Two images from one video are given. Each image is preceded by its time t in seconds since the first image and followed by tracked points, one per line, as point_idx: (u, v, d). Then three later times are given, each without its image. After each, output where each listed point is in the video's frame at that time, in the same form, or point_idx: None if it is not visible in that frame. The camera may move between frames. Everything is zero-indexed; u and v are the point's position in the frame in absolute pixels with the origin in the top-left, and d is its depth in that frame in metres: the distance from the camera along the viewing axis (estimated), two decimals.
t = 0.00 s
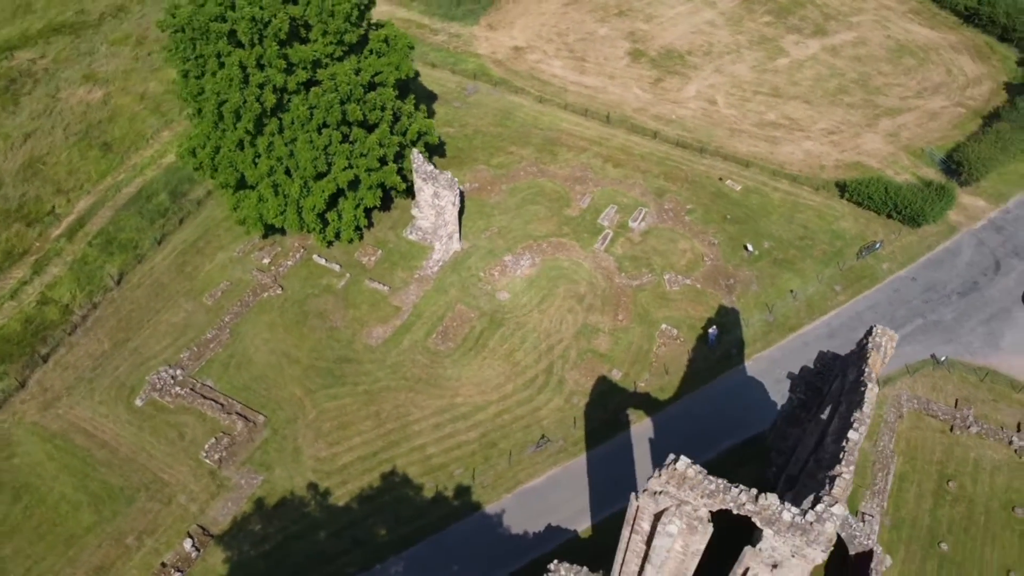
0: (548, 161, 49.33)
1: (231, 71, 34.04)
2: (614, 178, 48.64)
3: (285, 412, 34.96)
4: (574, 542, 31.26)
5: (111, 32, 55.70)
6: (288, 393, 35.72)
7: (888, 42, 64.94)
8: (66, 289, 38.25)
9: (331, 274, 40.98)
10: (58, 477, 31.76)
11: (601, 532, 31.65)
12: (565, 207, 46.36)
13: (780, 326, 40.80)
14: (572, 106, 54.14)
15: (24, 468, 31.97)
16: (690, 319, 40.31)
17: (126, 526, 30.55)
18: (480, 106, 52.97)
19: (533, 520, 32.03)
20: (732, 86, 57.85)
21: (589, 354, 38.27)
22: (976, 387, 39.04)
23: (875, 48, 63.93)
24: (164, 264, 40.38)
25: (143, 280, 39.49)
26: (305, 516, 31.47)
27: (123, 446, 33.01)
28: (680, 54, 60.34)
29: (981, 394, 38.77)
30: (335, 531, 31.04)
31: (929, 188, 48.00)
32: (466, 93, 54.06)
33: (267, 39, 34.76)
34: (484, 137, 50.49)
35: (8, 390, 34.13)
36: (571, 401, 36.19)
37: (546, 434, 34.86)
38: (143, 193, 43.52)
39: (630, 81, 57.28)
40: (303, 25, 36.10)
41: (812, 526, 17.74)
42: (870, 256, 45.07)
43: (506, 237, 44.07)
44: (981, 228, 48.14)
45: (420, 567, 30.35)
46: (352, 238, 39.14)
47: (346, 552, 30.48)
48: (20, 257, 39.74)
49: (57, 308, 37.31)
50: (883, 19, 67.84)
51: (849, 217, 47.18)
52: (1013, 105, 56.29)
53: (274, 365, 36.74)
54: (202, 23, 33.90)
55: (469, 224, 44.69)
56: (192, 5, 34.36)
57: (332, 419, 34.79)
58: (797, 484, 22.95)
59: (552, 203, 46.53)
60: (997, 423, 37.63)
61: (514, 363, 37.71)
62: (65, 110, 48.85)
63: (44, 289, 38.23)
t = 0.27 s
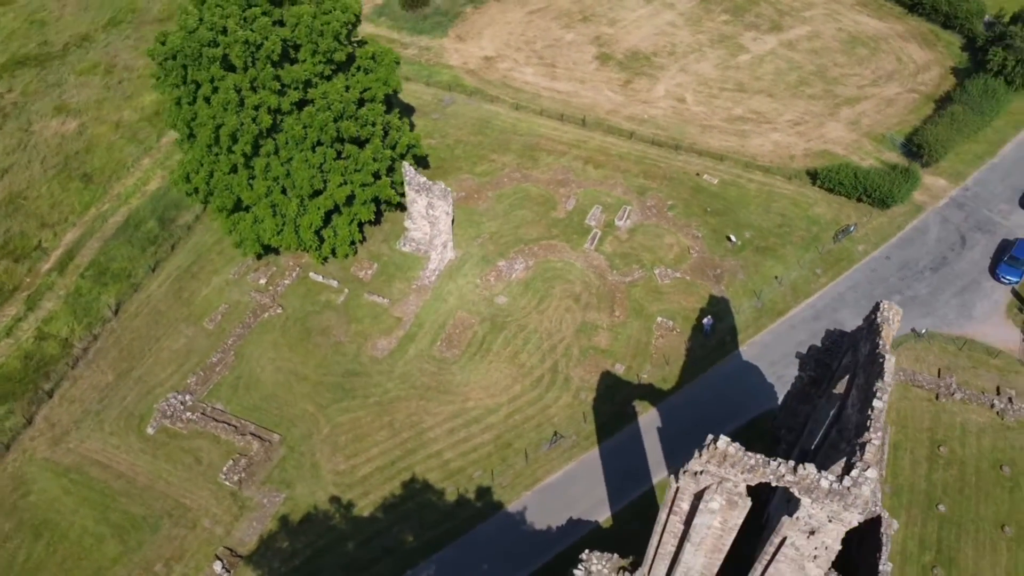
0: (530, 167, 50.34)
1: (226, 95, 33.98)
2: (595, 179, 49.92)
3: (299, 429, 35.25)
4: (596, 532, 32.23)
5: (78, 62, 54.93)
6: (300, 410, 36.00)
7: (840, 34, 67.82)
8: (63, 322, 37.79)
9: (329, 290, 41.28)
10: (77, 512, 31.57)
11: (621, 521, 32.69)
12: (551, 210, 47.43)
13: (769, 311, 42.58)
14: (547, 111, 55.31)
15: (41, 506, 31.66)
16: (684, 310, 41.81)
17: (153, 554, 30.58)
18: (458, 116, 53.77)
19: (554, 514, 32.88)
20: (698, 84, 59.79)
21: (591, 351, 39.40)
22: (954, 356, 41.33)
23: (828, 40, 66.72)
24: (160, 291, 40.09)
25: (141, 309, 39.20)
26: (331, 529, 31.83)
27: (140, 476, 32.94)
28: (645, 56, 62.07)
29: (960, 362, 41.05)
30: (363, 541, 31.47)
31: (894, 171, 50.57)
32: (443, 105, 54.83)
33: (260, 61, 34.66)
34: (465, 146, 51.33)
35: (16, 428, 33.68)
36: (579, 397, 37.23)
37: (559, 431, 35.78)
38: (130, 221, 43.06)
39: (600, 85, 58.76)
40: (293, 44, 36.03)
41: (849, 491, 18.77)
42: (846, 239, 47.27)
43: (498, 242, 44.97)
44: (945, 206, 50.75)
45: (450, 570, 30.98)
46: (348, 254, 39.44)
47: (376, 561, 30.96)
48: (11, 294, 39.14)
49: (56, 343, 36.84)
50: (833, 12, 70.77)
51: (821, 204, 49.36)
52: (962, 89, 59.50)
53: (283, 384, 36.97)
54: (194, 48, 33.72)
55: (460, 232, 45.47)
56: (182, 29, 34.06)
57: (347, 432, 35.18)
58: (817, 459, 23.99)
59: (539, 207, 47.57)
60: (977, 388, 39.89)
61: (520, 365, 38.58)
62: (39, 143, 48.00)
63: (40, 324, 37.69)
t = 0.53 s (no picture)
0: (514, 173, 51.39)
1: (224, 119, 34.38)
2: (579, 182, 51.24)
3: (315, 443, 35.71)
4: (615, 522, 33.44)
5: (50, 93, 54.27)
6: (314, 425, 36.44)
7: (797, 31, 70.60)
8: (66, 354, 37.55)
9: (330, 306, 41.74)
10: (102, 542, 31.63)
11: (638, 509, 33.97)
12: (540, 215, 48.60)
13: (756, 300, 44.48)
14: (526, 119, 56.48)
15: (64, 539, 31.61)
16: (677, 303, 43.40)
17: None
18: (439, 128, 54.60)
19: (574, 509, 33.99)
20: (668, 85, 61.66)
21: (593, 348, 40.63)
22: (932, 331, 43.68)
23: (786, 38, 69.41)
24: (161, 317, 40.00)
25: (143, 336, 39.09)
26: (358, 539, 32.41)
27: (162, 501, 33.10)
28: (615, 60, 63.73)
29: (938, 337, 43.39)
30: (390, 548, 32.12)
31: (862, 159, 53.08)
32: (423, 118, 55.62)
33: (257, 84, 35.10)
34: (449, 157, 52.21)
35: (30, 464, 33.48)
36: (586, 394, 38.42)
37: (569, 428, 36.92)
38: (123, 249, 42.86)
39: (574, 90, 60.20)
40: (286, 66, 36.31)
41: (874, 459, 20.09)
42: (822, 227, 49.50)
43: (491, 249, 45.98)
44: (910, 190, 53.44)
45: (478, 569, 31.84)
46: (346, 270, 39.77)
47: (406, 566, 31.64)
48: (9, 330, 38.75)
49: (62, 375, 36.63)
50: (788, 10, 73.58)
51: (796, 194, 51.58)
52: (915, 78, 62.62)
53: (294, 401, 37.35)
54: (191, 75, 34.18)
55: (453, 240, 46.34)
56: (178, 56, 34.56)
57: (364, 443, 35.76)
58: (830, 434, 25.47)
59: (527, 212, 48.68)
60: (956, 360, 42.23)
61: (526, 367, 39.64)
62: (20, 177, 47.40)
63: (42, 358, 37.38)
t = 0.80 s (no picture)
0: (501, 182, 52.48)
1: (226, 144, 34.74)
2: (565, 187, 52.53)
3: (334, 457, 36.25)
4: (633, 513, 34.68)
5: (27, 124, 53.63)
6: (330, 439, 36.99)
7: (758, 31, 73.16)
8: (74, 384, 37.36)
9: (334, 322, 42.26)
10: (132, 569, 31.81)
11: (654, 499, 35.30)
12: (530, 221, 49.76)
13: (745, 291, 46.31)
14: (507, 127, 57.62)
15: (93, 569, 31.69)
16: (671, 299, 44.97)
17: None
18: (423, 141, 55.46)
19: (592, 502, 35.14)
20: (641, 89, 63.45)
21: (595, 347, 41.94)
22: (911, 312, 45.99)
23: (749, 38, 71.90)
24: (166, 343, 40.01)
25: (151, 361, 39.10)
26: (386, 547, 33.09)
27: (187, 525, 33.40)
28: (588, 66, 65.30)
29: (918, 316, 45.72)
30: (419, 554, 32.87)
31: (832, 152, 55.52)
32: (406, 131, 56.42)
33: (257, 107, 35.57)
34: (436, 169, 53.11)
35: (50, 497, 33.34)
36: (593, 392, 39.67)
37: (580, 425, 38.07)
38: (121, 277, 42.72)
39: (551, 98, 61.58)
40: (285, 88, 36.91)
41: (892, 431, 21.65)
42: (800, 218, 51.70)
43: (487, 256, 47.02)
44: (878, 179, 56.08)
45: (506, 567, 32.74)
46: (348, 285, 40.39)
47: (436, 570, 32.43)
48: (12, 363, 38.35)
49: (72, 406, 36.46)
50: (747, 10, 76.17)
51: (772, 188, 53.74)
52: (874, 71, 65.58)
53: (309, 416, 37.84)
54: (192, 101, 34.48)
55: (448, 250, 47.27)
56: (178, 83, 34.77)
57: (382, 454, 36.41)
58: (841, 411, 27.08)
59: (518, 219, 49.81)
60: (936, 337, 44.59)
61: (532, 369, 40.72)
62: (6, 209, 46.82)
63: (51, 390, 37.15)
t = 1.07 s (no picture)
0: (489, 189, 53.51)
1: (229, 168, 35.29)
2: (551, 192, 53.80)
3: (351, 468, 36.82)
4: (648, 501, 36.00)
5: (5, 155, 52.91)
6: (347, 451, 37.54)
7: (721, 31, 75.51)
8: (84, 413, 37.22)
9: (338, 336, 42.76)
10: None
11: (666, 487, 36.67)
12: (520, 226, 50.88)
13: (733, 283, 48.12)
14: (489, 135, 58.65)
15: None
16: (664, 294, 46.56)
17: None
18: (408, 153, 56.23)
19: (607, 494, 36.37)
20: (614, 92, 65.12)
21: (596, 345, 43.24)
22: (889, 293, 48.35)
23: (713, 38, 74.19)
24: (172, 367, 40.05)
25: (159, 386, 39.12)
26: (412, 552, 33.80)
27: (213, 545, 33.71)
28: (561, 72, 66.73)
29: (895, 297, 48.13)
30: (445, 556, 33.65)
31: (803, 144, 57.81)
32: (390, 145, 57.11)
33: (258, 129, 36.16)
34: (424, 180, 53.92)
35: (72, 527, 33.25)
36: (598, 388, 40.95)
37: (589, 421, 39.29)
38: (119, 304, 42.58)
39: (529, 105, 62.81)
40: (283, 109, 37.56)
41: (904, 404, 23.24)
42: (777, 210, 53.85)
43: (482, 263, 48.02)
44: (847, 169, 58.62)
45: (531, 562, 33.69)
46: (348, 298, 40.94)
47: (464, 571, 33.23)
48: (18, 396, 38.01)
49: (85, 435, 36.32)
50: (709, 11, 78.53)
51: (749, 183, 55.82)
52: (835, 66, 68.38)
53: (323, 430, 38.31)
54: (195, 126, 35.10)
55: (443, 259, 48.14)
56: (178, 110, 35.41)
57: (399, 462, 37.11)
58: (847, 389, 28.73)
59: (508, 225, 50.89)
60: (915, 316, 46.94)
61: (537, 370, 41.82)
62: None
63: (61, 421, 36.95)
